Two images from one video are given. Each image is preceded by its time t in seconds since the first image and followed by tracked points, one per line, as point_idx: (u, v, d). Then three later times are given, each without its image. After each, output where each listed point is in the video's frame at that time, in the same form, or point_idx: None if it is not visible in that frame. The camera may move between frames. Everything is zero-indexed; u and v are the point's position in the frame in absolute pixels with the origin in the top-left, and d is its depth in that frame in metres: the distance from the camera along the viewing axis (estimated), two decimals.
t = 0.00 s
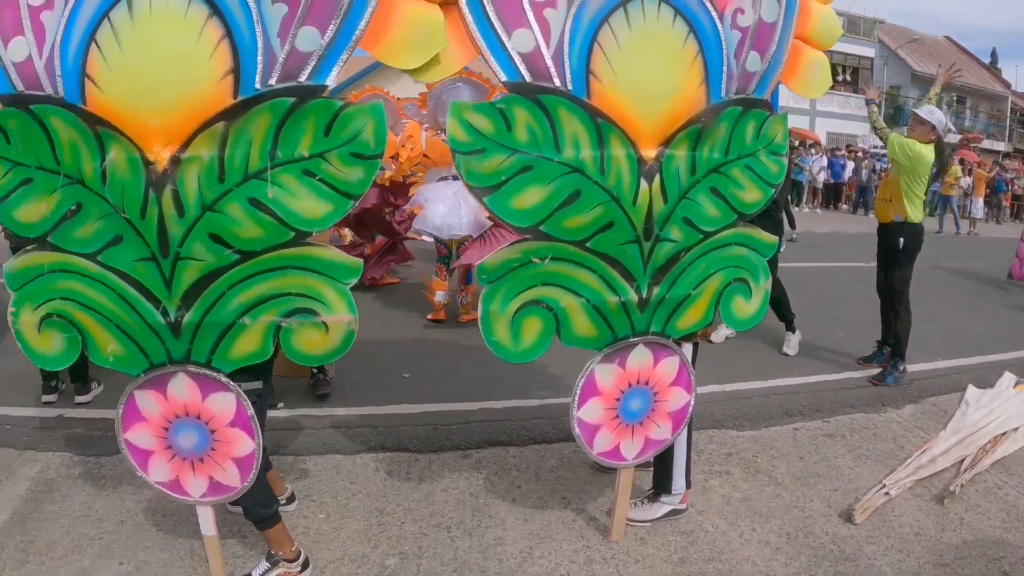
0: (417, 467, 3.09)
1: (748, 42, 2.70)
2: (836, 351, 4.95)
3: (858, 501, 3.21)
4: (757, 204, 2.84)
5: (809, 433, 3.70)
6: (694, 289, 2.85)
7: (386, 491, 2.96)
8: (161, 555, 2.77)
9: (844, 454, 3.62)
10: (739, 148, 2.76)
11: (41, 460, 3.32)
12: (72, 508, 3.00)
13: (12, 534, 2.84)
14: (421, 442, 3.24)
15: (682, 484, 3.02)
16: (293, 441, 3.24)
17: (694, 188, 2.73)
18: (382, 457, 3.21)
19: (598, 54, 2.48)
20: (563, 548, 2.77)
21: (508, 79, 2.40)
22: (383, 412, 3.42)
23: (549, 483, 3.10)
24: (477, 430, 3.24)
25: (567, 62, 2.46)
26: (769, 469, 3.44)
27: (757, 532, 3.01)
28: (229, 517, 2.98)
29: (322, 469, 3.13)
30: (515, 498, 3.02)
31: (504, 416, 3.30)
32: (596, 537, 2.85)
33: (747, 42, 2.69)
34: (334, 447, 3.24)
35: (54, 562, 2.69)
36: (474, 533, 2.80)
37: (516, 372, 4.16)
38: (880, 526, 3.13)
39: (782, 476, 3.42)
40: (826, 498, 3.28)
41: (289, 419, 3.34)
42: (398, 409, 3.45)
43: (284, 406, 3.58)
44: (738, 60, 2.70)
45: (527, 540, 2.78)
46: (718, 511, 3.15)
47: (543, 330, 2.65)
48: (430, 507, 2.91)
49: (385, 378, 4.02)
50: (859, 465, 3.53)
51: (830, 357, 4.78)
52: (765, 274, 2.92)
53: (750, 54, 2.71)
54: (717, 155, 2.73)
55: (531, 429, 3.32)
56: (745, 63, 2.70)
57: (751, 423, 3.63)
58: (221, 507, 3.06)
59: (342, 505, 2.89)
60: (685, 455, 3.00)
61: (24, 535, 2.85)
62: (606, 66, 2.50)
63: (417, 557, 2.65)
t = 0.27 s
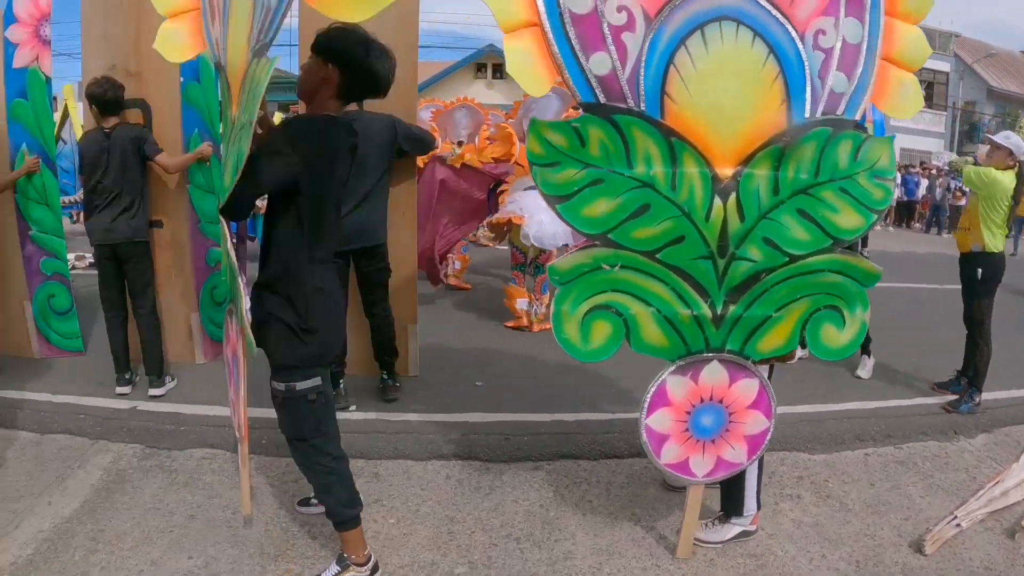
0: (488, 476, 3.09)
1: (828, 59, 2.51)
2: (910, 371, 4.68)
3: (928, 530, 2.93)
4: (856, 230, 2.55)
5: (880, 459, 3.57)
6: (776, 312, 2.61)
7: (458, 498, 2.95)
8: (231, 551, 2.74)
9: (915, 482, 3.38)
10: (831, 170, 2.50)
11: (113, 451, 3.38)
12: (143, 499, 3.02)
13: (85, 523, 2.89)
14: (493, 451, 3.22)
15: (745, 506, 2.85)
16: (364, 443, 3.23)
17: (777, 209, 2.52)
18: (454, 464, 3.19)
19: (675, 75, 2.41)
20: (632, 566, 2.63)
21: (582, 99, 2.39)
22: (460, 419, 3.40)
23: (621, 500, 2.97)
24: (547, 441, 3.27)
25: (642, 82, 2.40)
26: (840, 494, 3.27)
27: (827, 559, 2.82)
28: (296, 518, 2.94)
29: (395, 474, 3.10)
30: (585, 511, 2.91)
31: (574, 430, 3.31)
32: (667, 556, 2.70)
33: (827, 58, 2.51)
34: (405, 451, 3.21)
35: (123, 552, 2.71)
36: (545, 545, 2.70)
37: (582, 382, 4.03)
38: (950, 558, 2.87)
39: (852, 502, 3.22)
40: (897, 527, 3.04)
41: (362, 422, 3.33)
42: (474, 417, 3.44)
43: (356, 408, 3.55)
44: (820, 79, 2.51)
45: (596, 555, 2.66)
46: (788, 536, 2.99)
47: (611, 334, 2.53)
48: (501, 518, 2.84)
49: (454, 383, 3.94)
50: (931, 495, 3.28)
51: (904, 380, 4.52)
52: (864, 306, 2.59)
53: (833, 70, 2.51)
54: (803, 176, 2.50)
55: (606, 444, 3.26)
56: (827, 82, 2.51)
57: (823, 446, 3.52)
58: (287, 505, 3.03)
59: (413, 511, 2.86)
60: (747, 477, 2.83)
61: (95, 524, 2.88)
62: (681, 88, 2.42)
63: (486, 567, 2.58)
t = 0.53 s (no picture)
0: (554, 469, 3.07)
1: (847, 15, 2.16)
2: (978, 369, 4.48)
3: (998, 537, 2.71)
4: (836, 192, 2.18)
5: (947, 462, 3.39)
6: (771, 274, 2.50)
7: (524, 490, 2.94)
8: (296, 537, 2.73)
9: (982, 488, 3.17)
10: (831, 127, 2.19)
11: (179, 436, 3.43)
12: (209, 484, 3.05)
13: (151, 506, 2.92)
14: (561, 445, 3.21)
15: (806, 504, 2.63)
16: (430, 433, 3.24)
17: (787, 168, 2.40)
18: (521, 458, 3.17)
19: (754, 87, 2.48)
20: (698, 563, 2.56)
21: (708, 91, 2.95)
22: (528, 411, 3.35)
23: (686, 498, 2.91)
24: (614, 436, 3.23)
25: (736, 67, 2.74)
26: (907, 497, 3.07)
27: (893, 563, 2.64)
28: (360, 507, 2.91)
29: (461, 465, 3.10)
30: (651, 508, 2.85)
31: (641, 425, 3.27)
32: (733, 555, 2.62)
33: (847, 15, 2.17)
34: (471, 443, 3.21)
35: (188, 536, 2.74)
36: (610, 540, 2.66)
37: (646, 376, 3.91)
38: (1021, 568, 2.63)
39: (919, 505, 3.01)
40: (965, 533, 2.83)
41: (431, 413, 3.34)
42: (543, 410, 3.38)
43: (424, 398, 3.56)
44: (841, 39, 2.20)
45: (663, 551, 2.61)
46: (854, 538, 2.79)
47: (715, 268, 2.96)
48: (567, 511, 2.81)
49: (520, 375, 3.90)
50: (1000, 501, 3.06)
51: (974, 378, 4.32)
52: (816, 280, 2.24)
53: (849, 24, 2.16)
54: (806, 138, 2.30)
55: (676, 440, 3.22)
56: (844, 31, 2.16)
57: (890, 448, 3.42)
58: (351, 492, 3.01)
59: (479, 502, 2.86)
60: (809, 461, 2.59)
61: (161, 507, 2.91)
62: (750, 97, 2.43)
63: (551, 560, 2.55)
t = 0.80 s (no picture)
0: (609, 467, 3.06)
1: (777, 42, 2.48)
2: None
3: None
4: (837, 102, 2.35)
5: (1010, 474, 3.24)
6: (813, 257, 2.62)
7: (578, 488, 2.93)
8: (350, 527, 2.76)
9: None
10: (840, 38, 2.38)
11: (239, 423, 3.48)
12: (266, 471, 3.10)
13: (208, 490, 2.99)
14: (616, 443, 3.20)
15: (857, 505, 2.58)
16: (487, 428, 3.28)
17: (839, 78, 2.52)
18: (577, 454, 3.16)
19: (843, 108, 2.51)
20: (750, 567, 2.53)
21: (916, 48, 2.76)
22: (582, 411, 3.40)
23: (740, 500, 2.88)
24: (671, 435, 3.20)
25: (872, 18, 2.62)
26: (965, 507, 2.98)
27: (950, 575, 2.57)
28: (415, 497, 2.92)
29: (516, 460, 3.12)
30: (705, 509, 2.83)
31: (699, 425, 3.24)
32: (785, 560, 2.58)
33: (781, 43, 2.48)
34: (526, 439, 3.23)
35: (244, 521, 2.79)
36: (662, 540, 2.65)
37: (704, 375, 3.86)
38: None
39: (979, 517, 2.92)
40: None
41: (489, 409, 3.39)
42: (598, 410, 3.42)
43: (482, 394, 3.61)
44: (794, 68, 2.50)
45: (714, 553, 2.58)
46: (910, 547, 2.72)
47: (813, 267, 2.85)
48: (620, 509, 2.80)
49: (578, 372, 3.88)
50: None
51: None
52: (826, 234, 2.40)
53: (783, 54, 2.49)
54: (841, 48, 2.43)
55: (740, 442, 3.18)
56: (770, 64, 2.49)
57: (949, 456, 3.32)
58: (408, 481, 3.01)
59: (533, 498, 2.87)
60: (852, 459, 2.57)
61: (218, 492, 2.98)
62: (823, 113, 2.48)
63: (602, 558, 2.55)
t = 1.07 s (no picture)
0: (653, 466, 3.05)
1: (821, 5, 2.64)
2: None
3: None
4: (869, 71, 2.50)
5: None
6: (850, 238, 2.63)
7: (621, 485, 2.93)
8: (393, 517, 2.80)
9: None
10: None
11: (286, 412, 3.53)
12: (311, 460, 3.15)
13: (254, 477, 3.05)
14: (661, 441, 3.18)
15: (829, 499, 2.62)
16: (532, 423, 3.28)
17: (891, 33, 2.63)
18: (622, 453, 3.15)
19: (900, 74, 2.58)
20: (792, 571, 2.51)
21: None
22: (627, 407, 3.36)
23: (784, 503, 2.85)
24: (717, 435, 3.17)
25: None
26: (1014, 518, 2.92)
27: None
28: (458, 489, 2.94)
29: (560, 456, 3.13)
30: (748, 510, 2.82)
31: (745, 425, 3.21)
32: (827, 564, 2.56)
33: (825, 6, 2.64)
34: (571, 435, 3.23)
35: (288, 508, 2.85)
36: (704, 540, 2.64)
37: (751, 374, 3.81)
38: None
39: None
40: None
41: (533, 404, 3.40)
42: (643, 406, 3.38)
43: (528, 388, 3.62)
44: (842, 29, 2.65)
45: (756, 555, 2.57)
46: (954, 556, 2.68)
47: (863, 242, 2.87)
48: (662, 508, 2.80)
49: (624, 368, 3.87)
50: None
51: None
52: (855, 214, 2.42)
53: (829, 16, 2.64)
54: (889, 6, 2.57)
55: (791, 443, 3.13)
56: (815, 26, 2.65)
57: (999, 464, 3.25)
58: (451, 473, 3.03)
59: (576, 494, 2.87)
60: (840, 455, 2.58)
61: (264, 479, 3.03)
62: (874, 71, 2.65)
63: (643, 556, 2.55)
